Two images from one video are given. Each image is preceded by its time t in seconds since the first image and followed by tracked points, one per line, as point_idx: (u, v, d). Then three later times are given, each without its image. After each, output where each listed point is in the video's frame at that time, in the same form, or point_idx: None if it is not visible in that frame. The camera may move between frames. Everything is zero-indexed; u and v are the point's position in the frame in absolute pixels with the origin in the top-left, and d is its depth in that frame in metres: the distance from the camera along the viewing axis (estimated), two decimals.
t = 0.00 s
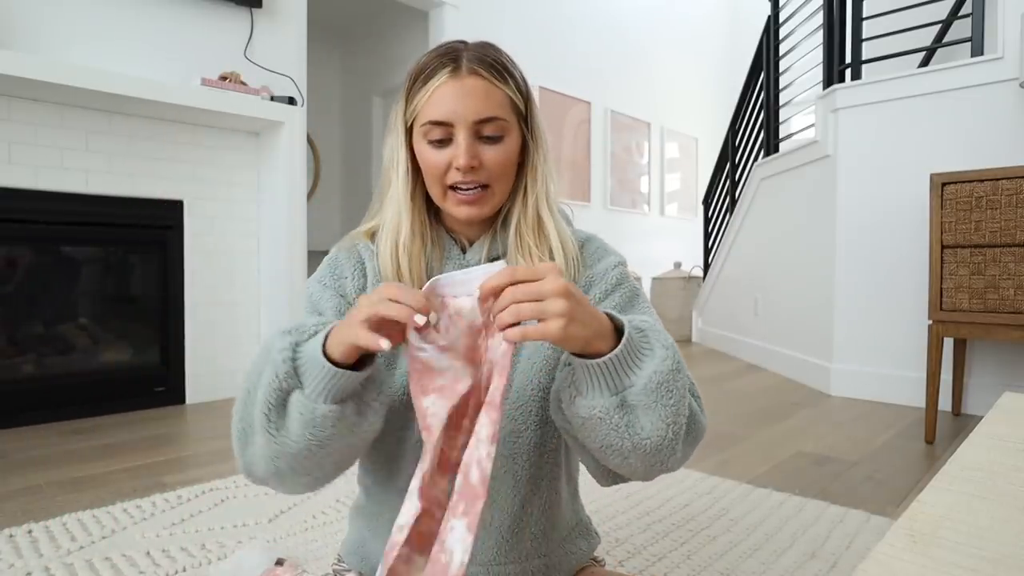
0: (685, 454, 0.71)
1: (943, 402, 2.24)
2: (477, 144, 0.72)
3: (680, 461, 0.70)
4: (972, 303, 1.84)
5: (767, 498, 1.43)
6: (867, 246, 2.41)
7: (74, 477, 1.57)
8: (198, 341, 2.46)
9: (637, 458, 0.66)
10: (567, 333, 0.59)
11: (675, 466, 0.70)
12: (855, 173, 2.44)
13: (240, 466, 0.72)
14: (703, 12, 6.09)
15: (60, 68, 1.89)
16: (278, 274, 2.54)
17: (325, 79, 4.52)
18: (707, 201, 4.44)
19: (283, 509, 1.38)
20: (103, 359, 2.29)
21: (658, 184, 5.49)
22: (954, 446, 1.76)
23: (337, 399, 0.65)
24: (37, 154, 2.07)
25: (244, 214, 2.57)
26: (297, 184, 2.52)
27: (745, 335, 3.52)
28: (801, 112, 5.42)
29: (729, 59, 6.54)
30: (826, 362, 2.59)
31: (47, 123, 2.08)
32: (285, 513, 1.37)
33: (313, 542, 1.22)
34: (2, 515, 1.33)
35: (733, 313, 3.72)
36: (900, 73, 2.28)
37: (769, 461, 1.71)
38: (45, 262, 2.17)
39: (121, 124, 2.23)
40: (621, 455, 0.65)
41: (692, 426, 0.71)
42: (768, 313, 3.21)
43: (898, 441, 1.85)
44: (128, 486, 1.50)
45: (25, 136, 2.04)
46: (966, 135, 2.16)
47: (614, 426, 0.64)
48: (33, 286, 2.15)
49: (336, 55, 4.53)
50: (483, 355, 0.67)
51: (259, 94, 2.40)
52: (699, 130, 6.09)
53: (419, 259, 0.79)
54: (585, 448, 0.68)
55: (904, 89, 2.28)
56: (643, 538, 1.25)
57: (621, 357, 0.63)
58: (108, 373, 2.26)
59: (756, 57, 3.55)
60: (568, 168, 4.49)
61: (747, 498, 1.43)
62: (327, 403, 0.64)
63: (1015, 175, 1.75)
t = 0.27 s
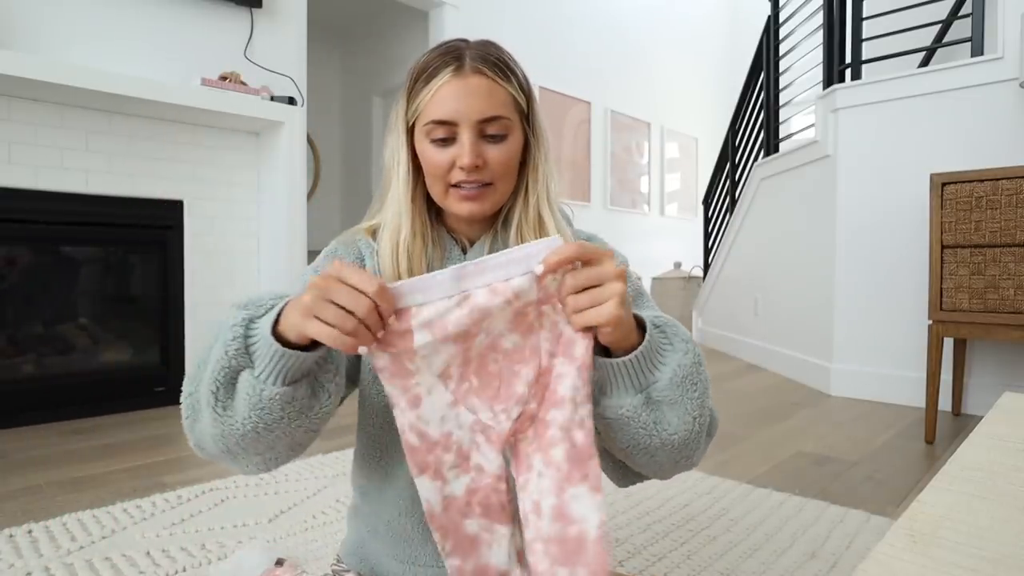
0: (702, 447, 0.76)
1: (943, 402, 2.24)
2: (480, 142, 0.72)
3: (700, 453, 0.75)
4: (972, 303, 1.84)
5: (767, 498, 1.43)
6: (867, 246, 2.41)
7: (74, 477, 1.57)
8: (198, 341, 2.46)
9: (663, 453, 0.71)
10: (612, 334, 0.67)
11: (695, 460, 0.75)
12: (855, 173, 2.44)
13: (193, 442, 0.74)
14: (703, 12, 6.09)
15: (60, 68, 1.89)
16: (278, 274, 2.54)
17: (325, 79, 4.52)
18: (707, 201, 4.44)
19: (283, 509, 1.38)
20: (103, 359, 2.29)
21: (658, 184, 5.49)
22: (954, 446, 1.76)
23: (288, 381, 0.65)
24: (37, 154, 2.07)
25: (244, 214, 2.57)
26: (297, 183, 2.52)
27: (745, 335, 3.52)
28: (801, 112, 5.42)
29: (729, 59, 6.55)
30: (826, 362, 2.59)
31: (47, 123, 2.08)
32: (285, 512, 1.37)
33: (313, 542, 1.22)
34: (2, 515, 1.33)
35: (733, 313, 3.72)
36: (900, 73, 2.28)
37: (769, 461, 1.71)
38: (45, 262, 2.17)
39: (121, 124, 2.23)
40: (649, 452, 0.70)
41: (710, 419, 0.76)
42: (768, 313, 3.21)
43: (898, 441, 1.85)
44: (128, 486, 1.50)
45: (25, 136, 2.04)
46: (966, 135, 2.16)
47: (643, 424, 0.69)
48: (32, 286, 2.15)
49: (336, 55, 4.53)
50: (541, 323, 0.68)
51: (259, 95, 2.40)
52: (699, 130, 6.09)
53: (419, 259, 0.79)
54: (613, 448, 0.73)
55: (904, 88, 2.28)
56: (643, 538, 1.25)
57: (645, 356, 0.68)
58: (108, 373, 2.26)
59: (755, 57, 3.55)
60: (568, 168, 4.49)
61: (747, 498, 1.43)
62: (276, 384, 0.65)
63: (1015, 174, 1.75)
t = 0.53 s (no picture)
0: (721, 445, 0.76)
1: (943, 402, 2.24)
2: (484, 143, 0.72)
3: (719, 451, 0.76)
4: (972, 303, 1.84)
5: (767, 498, 1.43)
6: (867, 246, 2.41)
7: (74, 477, 1.57)
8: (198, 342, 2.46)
9: (691, 455, 0.71)
10: (637, 340, 0.65)
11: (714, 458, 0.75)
12: (855, 173, 2.44)
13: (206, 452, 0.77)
14: (703, 12, 6.09)
15: (59, 68, 1.89)
16: (278, 274, 2.54)
17: (325, 79, 4.51)
18: (707, 201, 4.44)
19: (283, 509, 1.38)
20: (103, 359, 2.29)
21: (658, 183, 5.49)
22: (954, 446, 1.76)
23: (310, 392, 0.69)
24: (38, 154, 2.07)
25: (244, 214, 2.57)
26: (297, 183, 2.52)
27: (745, 334, 3.52)
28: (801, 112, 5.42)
29: (729, 59, 6.55)
30: (826, 362, 2.59)
31: (47, 123, 2.08)
32: (284, 512, 1.37)
33: (314, 542, 1.22)
34: (2, 515, 1.33)
35: (733, 313, 3.72)
36: (900, 73, 2.28)
37: (769, 461, 1.71)
38: (45, 262, 2.17)
39: (121, 124, 2.23)
40: (678, 455, 0.71)
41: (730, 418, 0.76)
42: (768, 313, 3.21)
43: (898, 441, 1.85)
44: (128, 486, 1.50)
45: (24, 136, 2.04)
46: (966, 135, 2.16)
47: (674, 427, 0.69)
48: (32, 286, 2.15)
49: (336, 54, 4.53)
50: (544, 326, 0.69)
51: (259, 94, 2.40)
52: (699, 130, 6.09)
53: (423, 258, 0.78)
54: (641, 449, 0.72)
55: (904, 88, 2.28)
56: (643, 538, 1.25)
57: (678, 362, 0.69)
58: (108, 373, 2.26)
59: (755, 57, 3.55)
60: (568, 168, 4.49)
61: (747, 498, 1.43)
62: (299, 396, 0.69)
63: (1015, 174, 1.75)
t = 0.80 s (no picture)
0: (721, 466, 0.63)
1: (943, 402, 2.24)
2: (426, 169, 0.66)
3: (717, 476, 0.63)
4: (972, 303, 1.84)
5: (767, 498, 1.43)
6: (867, 246, 2.41)
7: (74, 477, 1.57)
8: (198, 341, 2.46)
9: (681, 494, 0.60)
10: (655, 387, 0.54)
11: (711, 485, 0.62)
12: (855, 173, 2.44)
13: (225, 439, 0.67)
14: (703, 12, 6.10)
15: (60, 68, 1.89)
16: (278, 274, 2.54)
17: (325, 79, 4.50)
18: (707, 201, 4.44)
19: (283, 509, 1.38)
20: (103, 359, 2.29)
21: (658, 183, 5.49)
22: (954, 446, 1.76)
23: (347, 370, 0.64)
24: (38, 154, 2.07)
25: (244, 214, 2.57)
26: (297, 183, 2.52)
27: (745, 334, 3.52)
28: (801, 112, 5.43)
29: (729, 59, 6.56)
30: (826, 362, 2.59)
31: (47, 123, 2.08)
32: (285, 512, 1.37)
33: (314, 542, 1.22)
34: (2, 515, 1.33)
35: (733, 312, 3.72)
36: (900, 73, 2.28)
37: (769, 460, 1.71)
38: (45, 262, 2.17)
39: (121, 124, 2.23)
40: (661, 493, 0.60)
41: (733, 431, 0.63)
42: (768, 313, 3.21)
43: (898, 441, 1.85)
44: (128, 486, 1.50)
45: (25, 136, 2.04)
46: (965, 135, 2.16)
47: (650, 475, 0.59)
48: (32, 286, 2.15)
49: (336, 54, 4.52)
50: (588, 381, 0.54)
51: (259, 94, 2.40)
52: (699, 130, 6.09)
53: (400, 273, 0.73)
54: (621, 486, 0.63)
55: (904, 88, 2.28)
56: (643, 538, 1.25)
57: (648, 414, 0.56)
58: (107, 373, 2.26)
59: (755, 57, 3.55)
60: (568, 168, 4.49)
61: (747, 498, 1.43)
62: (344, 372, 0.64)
63: (1014, 174, 1.75)
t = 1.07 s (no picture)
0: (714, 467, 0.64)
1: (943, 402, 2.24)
2: (423, 169, 0.66)
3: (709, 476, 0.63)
4: (972, 303, 1.84)
5: (767, 498, 1.43)
6: (867, 246, 2.41)
7: (75, 477, 1.57)
8: (198, 341, 2.46)
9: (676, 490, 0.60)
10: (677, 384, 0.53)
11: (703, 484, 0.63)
12: (855, 173, 2.44)
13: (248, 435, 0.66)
14: (703, 12, 6.10)
15: (59, 68, 1.89)
16: (278, 274, 2.54)
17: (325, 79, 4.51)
18: (707, 201, 4.44)
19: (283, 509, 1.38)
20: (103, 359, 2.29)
21: (658, 183, 5.49)
22: (954, 446, 1.76)
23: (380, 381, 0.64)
24: (38, 153, 2.07)
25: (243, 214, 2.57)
26: (297, 183, 2.52)
27: (745, 334, 3.52)
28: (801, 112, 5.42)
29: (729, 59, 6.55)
30: (826, 362, 2.59)
31: (47, 123, 2.08)
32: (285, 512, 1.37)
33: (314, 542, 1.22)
34: (2, 516, 1.33)
35: (733, 313, 3.72)
36: (900, 73, 2.28)
37: (769, 461, 1.71)
38: (45, 262, 2.17)
39: (121, 124, 2.23)
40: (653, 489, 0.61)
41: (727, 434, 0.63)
42: (768, 313, 3.21)
43: (898, 441, 1.85)
44: (128, 486, 1.50)
45: (25, 136, 2.04)
46: (966, 135, 2.16)
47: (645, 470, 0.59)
48: (32, 286, 2.15)
49: (337, 54, 4.52)
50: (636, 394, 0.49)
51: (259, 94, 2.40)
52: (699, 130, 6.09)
53: (401, 272, 0.73)
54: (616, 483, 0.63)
55: (905, 88, 2.28)
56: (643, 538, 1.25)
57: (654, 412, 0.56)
58: (107, 373, 2.26)
59: (756, 57, 3.55)
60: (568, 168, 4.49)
61: (748, 498, 1.43)
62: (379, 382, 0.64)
63: (1014, 175, 1.75)
